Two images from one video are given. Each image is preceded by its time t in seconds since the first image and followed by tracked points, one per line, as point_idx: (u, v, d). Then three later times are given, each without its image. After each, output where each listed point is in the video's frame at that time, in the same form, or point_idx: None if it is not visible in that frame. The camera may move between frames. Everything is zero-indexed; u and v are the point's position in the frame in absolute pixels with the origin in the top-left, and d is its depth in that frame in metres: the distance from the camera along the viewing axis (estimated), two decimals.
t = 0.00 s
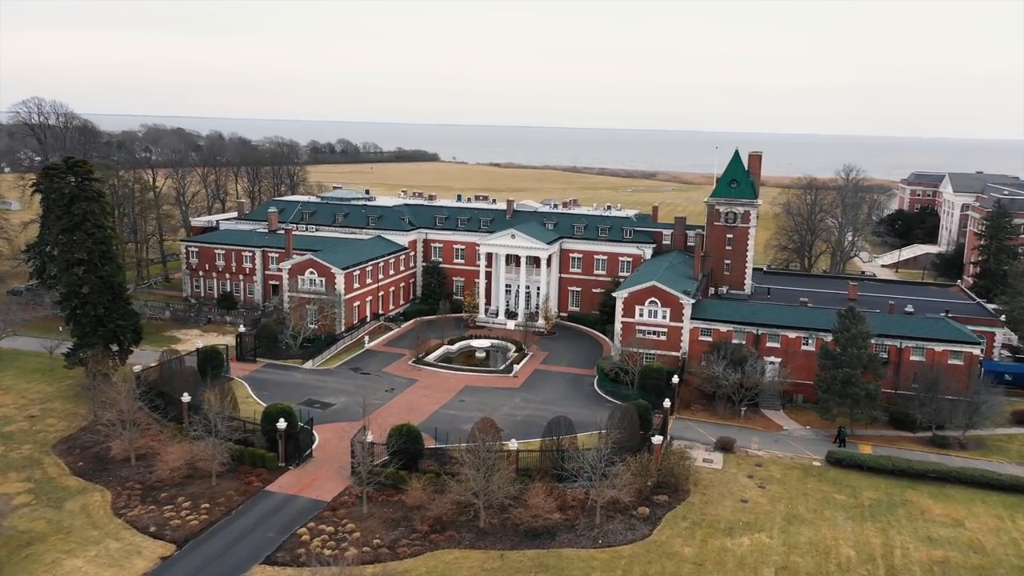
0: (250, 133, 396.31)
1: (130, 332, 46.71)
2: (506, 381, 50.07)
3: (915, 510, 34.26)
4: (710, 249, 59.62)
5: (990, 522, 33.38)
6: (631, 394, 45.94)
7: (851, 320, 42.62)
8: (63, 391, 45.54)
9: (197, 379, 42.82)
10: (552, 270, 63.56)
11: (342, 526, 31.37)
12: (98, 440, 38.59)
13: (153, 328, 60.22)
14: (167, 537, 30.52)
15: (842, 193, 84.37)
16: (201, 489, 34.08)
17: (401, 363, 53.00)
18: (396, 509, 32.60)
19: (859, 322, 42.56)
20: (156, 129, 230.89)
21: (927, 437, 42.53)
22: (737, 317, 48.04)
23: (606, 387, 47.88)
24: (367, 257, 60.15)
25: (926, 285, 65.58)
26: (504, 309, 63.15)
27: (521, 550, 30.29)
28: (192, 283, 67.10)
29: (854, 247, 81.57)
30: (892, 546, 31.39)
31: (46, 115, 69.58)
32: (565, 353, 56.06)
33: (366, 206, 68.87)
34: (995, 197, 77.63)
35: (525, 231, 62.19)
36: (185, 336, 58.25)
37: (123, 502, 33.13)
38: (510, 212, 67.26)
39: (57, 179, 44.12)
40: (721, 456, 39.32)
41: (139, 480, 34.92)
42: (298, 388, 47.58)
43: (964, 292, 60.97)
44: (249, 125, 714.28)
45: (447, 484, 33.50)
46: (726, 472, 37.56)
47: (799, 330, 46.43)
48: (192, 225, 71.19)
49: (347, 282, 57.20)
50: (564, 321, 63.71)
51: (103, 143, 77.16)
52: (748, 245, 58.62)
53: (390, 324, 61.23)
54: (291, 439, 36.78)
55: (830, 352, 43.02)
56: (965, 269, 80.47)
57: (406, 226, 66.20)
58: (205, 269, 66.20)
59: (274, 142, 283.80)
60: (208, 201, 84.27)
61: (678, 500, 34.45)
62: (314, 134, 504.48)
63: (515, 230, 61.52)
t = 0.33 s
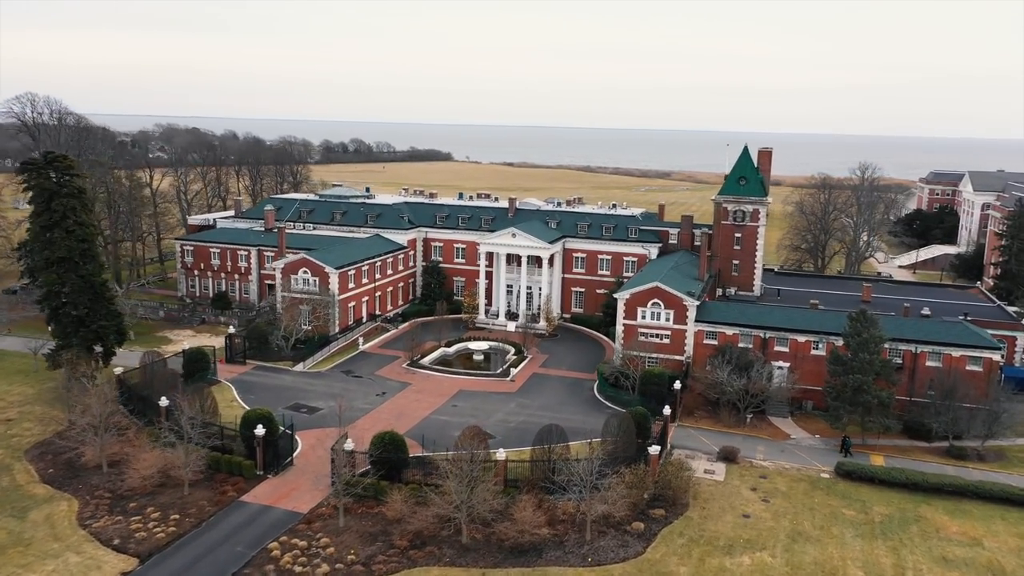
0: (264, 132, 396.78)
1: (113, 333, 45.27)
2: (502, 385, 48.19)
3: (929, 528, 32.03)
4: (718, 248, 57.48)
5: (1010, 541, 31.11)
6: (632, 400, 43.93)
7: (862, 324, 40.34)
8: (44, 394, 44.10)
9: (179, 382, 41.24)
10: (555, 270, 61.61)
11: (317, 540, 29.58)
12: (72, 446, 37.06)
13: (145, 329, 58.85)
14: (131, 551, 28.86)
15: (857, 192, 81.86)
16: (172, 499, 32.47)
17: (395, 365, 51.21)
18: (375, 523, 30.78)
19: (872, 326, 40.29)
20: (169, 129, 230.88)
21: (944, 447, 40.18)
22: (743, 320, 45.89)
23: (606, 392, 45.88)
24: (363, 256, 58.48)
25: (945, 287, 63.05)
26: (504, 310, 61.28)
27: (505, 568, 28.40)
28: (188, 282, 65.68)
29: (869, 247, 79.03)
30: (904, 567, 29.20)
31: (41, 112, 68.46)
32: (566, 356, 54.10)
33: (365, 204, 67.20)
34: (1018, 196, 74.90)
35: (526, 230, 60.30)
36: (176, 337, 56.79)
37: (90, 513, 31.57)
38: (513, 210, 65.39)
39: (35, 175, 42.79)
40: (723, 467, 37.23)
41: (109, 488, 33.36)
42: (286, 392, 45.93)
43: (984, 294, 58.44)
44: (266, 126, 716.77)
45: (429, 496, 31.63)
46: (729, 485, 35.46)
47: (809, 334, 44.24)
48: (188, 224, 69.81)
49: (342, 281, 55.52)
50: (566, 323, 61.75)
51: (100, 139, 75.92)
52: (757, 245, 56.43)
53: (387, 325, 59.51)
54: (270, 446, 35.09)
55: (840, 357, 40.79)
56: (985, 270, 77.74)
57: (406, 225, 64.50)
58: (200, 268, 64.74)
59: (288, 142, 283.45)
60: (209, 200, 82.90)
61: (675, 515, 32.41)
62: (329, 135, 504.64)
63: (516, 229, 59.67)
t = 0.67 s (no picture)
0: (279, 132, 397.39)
1: (94, 334, 43.75)
2: (497, 389, 46.32)
3: (944, 548, 29.80)
4: (725, 248, 55.34)
5: None
6: (631, 406, 41.93)
7: (874, 328, 38.09)
8: (22, 396, 42.67)
9: (159, 386, 39.68)
10: (557, 270, 59.65)
11: (286, 557, 27.81)
12: (42, 452, 35.56)
13: (136, 329, 57.43)
14: (88, 566, 27.21)
15: (873, 191, 79.34)
16: (139, 510, 30.85)
17: (388, 369, 49.43)
18: (350, 539, 28.96)
19: (884, 330, 38.00)
20: (182, 128, 230.88)
21: (961, 459, 37.85)
22: (749, 323, 43.78)
23: (604, 398, 43.91)
24: (358, 255, 56.80)
25: (964, 289, 60.51)
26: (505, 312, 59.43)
27: None
28: (182, 281, 64.26)
29: (885, 248, 76.49)
30: None
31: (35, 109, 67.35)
32: (566, 359, 52.13)
33: (363, 202, 65.52)
34: None
35: (527, 229, 58.38)
36: (167, 339, 55.36)
37: (52, 523, 30.00)
38: (514, 208, 63.50)
39: (12, 170, 41.37)
40: (725, 479, 35.15)
41: (75, 498, 31.78)
42: (272, 396, 44.28)
43: (1004, 297, 55.92)
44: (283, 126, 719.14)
45: (407, 511, 29.78)
46: (729, 498, 33.39)
47: (818, 338, 42.09)
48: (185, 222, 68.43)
49: (335, 281, 53.84)
50: (568, 324, 59.82)
51: (96, 136, 74.58)
52: (766, 245, 54.23)
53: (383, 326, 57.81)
54: (245, 454, 33.37)
55: (850, 363, 38.59)
56: (1006, 272, 75.01)
57: (404, 223, 62.82)
58: (194, 267, 63.27)
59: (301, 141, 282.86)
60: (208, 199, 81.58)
61: (670, 532, 30.38)
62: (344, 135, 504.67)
63: (515, 227, 57.85)
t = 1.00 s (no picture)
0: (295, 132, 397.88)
1: (73, 335, 42.26)
2: (491, 394, 44.42)
3: (960, 572, 27.53)
4: (733, 248, 53.18)
5: None
6: (629, 414, 39.89)
7: (887, 333, 35.75)
8: None
9: (136, 389, 38.15)
10: (559, 270, 57.69)
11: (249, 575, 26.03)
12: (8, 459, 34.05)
13: (126, 330, 56.07)
14: None
15: (890, 189, 76.74)
16: (101, 522, 29.23)
17: (380, 372, 47.65)
18: (319, 556, 27.15)
19: (897, 335, 35.71)
20: (195, 127, 230.69)
21: (979, 473, 35.49)
22: (755, 327, 41.62)
23: (602, 405, 41.88)
24: (354, 254, 55.08)
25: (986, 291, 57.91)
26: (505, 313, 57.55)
27: None
28: (176, 280, 62.88)
29: (902, 249, 73.83)
30: None
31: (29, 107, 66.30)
32: (566, 363, 50.16)
33: (361, 199, 63.81)
34: None
35: (528, 228, 56.44)
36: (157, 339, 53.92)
37: (8, 535, 28.42)
38: (516, 206, 61.59)
39: None
40: (725, 493, 33.04)
41: (36, 508, 30.20)
42: (257, 400, 42.64)
43: None
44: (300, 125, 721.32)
45: (382, 525, 27.91)
46: (728, 514, 31.30)
47: (828, 343, 39.84)
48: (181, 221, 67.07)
49: (328, 281, 52.13)
50: (571, 326, 57.83)
51: (92, 134, 73.46)
52: (776, 244, 52.04)
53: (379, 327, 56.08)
54: (218, 462, 31.77)
55: (861, 370, 36.34)
56: None
57: (403, 221, 61.08)
58: (189, 266, 61.83)
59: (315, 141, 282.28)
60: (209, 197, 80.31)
61: (663, 551, 28.32)
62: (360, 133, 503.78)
63: (515, 226, 55.93)
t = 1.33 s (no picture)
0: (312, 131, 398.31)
1: (51, 336, 40.78)
2: (485, 400, 42.52)
3: None
4: (742, 249, 50.93)
5: None
6: (627, 423, 37.79)
7: (901, 340, 33.51)
8: None
9: (110, 394, 36.63)
10: (562, 271, 55.68)
11: None
12: None
13: (117, 330, 54.74)
14: None
15: (909, 188, 74.09)
16: (58, 535, 27.58)
17: (371, 376, 45.89)
18: None
19: (912, 342, 33.37)
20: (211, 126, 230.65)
21: (1000, 490, 33.09)
22: (762, 331, 39.39)
23: (600, 413, 39.82)
24: (348, 253, 53.34)
25: (1009, 294, 55.20)
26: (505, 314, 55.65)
27: None
28: (171, 280, 61.51)
29: (922, 249, 71.18)
30: None
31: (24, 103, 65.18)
32: (566, 367, 48.16)
33: (359, 197, 62.14)
34: None
35: (528, 227, 54.46)
36: (146, 341, 52.48)
37: None
38: (518, 204, 59.64)
39: None
40: (724, 510, 30.87)
41: None
42: (240, 404, 41.00)
43: None
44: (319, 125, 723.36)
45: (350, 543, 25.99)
46: (726, 533, 29.14)
47: (839, 349, 37.58)
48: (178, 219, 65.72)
49: (320, 280, 50.41)
50: (574, 329, 55.82)
51: (90, 131, 72.41)
52: (787, 244, 49.74)
53: (375, 329, 54.40)
54: (186, 472, 30.11)
55: (873, 379, 34.04)
56: None
57: (402, 220, 59.32)
58: (183, 265, 60.44)
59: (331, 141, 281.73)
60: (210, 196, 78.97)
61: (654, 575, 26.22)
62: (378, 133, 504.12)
63: (515, 224, 53.96)
